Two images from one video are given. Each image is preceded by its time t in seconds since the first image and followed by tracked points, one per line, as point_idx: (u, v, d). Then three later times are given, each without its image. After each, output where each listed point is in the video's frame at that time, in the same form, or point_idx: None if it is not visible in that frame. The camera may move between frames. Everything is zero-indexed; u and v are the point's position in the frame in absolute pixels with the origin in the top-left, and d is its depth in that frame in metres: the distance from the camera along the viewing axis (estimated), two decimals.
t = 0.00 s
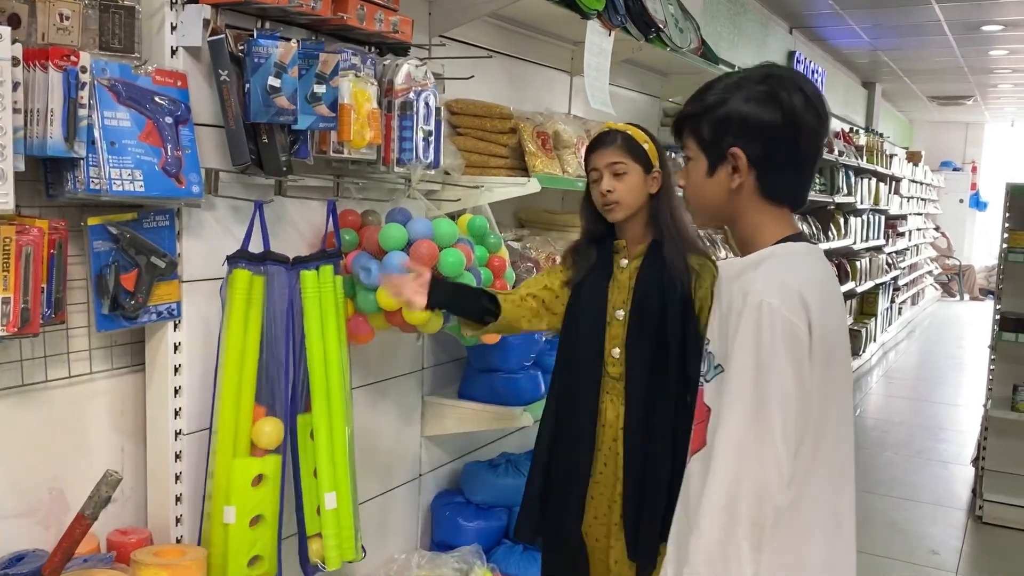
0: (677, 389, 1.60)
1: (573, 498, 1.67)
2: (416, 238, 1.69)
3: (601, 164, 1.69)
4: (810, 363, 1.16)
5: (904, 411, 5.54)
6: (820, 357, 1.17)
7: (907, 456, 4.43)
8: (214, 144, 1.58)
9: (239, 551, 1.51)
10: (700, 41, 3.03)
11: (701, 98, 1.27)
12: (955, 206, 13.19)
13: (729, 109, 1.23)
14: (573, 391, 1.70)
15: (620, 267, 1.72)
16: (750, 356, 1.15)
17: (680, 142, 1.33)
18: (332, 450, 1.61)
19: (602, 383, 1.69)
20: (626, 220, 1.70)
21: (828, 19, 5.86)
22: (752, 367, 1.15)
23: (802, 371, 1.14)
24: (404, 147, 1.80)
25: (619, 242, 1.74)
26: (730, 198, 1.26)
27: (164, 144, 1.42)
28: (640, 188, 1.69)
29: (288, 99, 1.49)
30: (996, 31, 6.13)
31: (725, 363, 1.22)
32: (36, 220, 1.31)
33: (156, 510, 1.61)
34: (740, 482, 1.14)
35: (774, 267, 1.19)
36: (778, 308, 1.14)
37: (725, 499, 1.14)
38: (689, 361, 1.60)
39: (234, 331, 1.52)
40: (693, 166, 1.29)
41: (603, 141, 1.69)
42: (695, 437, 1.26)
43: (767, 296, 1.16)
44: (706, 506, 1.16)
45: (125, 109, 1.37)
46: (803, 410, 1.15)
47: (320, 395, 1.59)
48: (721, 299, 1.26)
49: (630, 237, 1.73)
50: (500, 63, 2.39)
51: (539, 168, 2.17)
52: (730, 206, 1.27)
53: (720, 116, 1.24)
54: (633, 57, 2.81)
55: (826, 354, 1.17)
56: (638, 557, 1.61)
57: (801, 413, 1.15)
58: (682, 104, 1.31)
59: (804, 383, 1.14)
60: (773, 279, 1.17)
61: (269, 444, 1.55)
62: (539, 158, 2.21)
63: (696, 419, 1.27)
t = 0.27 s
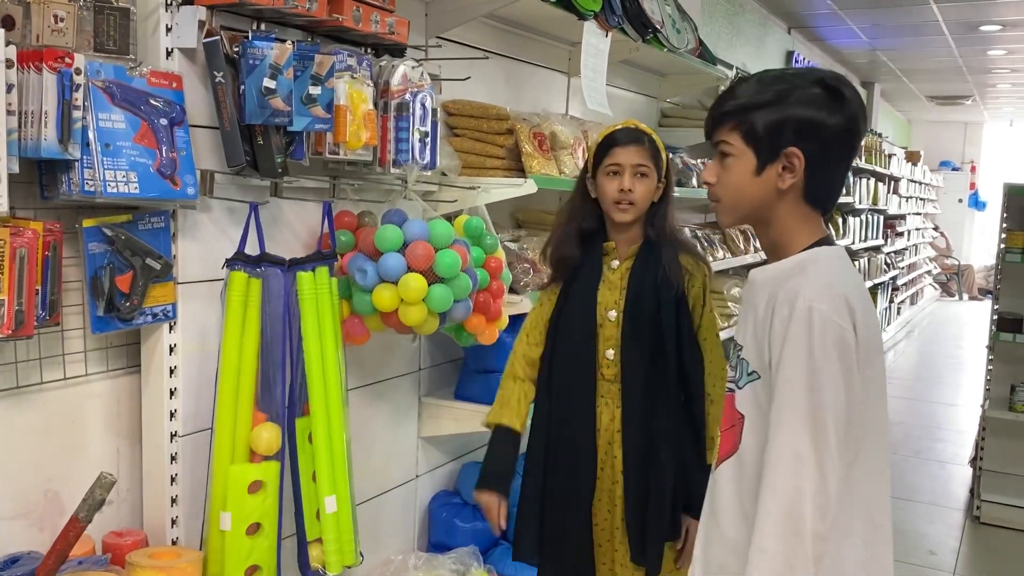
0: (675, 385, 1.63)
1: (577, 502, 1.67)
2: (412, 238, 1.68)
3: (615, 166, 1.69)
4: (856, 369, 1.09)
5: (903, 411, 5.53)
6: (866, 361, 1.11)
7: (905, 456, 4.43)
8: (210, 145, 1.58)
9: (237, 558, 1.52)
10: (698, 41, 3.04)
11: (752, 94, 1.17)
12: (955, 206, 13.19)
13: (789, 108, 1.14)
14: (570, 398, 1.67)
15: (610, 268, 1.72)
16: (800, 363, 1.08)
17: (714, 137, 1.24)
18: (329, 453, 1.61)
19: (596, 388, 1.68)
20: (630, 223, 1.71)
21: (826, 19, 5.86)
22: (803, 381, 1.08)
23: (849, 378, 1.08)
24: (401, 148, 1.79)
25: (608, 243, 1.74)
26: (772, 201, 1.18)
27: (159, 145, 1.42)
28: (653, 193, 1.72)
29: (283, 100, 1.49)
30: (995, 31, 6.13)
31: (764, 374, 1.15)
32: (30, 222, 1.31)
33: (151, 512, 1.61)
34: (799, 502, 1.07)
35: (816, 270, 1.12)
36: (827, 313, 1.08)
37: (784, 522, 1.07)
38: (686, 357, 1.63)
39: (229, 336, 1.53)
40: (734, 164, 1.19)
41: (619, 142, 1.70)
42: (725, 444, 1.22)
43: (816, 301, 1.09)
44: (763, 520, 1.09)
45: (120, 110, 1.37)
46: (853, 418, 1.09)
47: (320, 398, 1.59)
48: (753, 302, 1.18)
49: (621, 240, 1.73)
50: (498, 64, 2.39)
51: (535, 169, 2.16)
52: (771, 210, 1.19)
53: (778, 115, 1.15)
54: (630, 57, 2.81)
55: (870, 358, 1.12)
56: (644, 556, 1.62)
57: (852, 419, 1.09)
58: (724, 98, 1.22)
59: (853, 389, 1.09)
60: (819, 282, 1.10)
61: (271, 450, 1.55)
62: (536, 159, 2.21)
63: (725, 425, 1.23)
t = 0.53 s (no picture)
0: (671, 386, 1.63)
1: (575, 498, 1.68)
2: (407, 238, 1.68)
3: (608, 165, 1.69)
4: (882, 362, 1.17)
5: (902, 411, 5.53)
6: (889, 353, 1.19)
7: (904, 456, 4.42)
8: (204, 146, 1.58)
9: (259, 561, 1.52)
10: (695, 40, 3.04)
11: (782, 93, 1.21)
12: (954, 205, 13.19)
13: (823, 109, 1.20)
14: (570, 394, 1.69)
15: (602, 267, 1.73)
16: (840, 357, 1.13)
17: (738, 134, 1.27)
18: (325, 454, 1.62)
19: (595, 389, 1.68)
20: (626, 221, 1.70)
21: (824, 19, 5.86)
22: (839, 379, 1.13)
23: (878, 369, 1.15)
24: (396, 148, 1.79)
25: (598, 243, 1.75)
26: (799, 196, 1.24)
27: (153, 146, 1.42)
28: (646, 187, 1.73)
29: (278, 99, 1.49)
30: (993, 30, 6.14)
31: (790, 370, 1.20)
32: (23, 222, 1.31)
33: (146, 512, 1.60)
34: (833, 495, 1.13)
35: (845, 271, 1.17)
36: (864, 309, 1.14)
37: (822, 517, 1.13)
38: (682, 357, 1.63)
39: (233, 340, 1.52)
40: (763, 160, 1.24)
41: (610, 141, 1.69)
42: (734, 437, 1.27)
43: (856, 297, 1.14)
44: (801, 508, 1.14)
45: (114, 111, 1.37)
46: (879, 407, 1.16)
47: (316, 398, 1.60)
48: (777, 300, 1.22)
49: (612, 239, 1.74)
50: (494, 64, 2.39)
51: (532, 168, 2.15)
52: (795, 206, 1.25)
53: (812, 116, 1.20)
54: (627, 56, 2.81)
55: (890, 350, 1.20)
56: (643, 557, 1.63)
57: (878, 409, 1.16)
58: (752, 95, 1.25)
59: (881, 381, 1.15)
60: (854, 278, 1.16)
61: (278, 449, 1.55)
62: (532, 158, 2.19)
63: (735, 418, 1.28)
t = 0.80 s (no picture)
0: (658, 387, 1.61)
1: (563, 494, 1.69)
2: (403, 238, 1.68)
3: (597, 167, 1.67)
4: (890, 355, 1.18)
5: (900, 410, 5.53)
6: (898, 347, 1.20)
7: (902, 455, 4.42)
8: (200, 146, 1.58)
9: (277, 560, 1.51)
10: (692, 40, 3.04)
11: (786, 98, 1.22)
12: (953, 205, 13.19)
13: (828, 114, 1.21)
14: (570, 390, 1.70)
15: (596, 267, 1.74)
16: (852, 350, 1.14)
17: (744, 137, 1.27)
18: (320, 455, 1.63)
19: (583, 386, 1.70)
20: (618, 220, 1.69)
21: (822, 19, 5.86)
22: (853, 372, 1.14)
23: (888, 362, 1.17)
24: (392, 149, 1.79)
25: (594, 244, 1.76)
26: (805, 197, 1.25)
27: (148, 146, 1.42)
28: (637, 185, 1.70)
29: (273, 100, 1.49)
30: (991, 29, 6.14)
31: (805, 363, 1.21)
32: (17, 223, 1.31)
33: (143, 513, 1.60)
34: (847, 482, 1.15)
35: (857, 266, 1.18)
36: (876, 303, 1.15)
37: (834, 503, 1.15)
38: (670, 358, 1.60)
39: (237, 339, 1.50)
40: (771, 163, 1.24)
41: (596, 142, 1.68)
42: (747, 432, 1.29)
43: (868, 292, 1.15)
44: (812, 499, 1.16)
45: (109, 111, 1.37)
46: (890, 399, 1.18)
47: (311, 396, 1.61)
48: (788, 295, 1.24)
49: (606, 240, 1.74)
50: (491, 64, 2.39)
51: (529, 168, 2.16)
52: (800, 207, 1.25)
53: (818, 120, 1.21)
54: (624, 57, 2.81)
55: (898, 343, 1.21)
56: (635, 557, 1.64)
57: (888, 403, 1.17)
58: (759, 100, 1.24)
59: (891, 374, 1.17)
60: (865, 273, 1.18)
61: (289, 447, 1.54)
62: (529, 158, 2.20)
63: (747, 412, 1.29)
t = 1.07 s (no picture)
0: (651, 387, 1.61)
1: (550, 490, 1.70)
2: (401, 239, 1.68)
3: (594, 168, 1.65)
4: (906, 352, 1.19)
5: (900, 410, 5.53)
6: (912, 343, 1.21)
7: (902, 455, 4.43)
8: (198, 147, 1.58)
9: (276, 556, 1.55)
10: (690, 40, 3.04)
11: (795, 102, 1.22)
12: (952, 204, 13.20)
13: (838, 117, 1.22)
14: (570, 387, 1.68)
15: (595, 268, 1.73)
16: (874, 347, 1.14)
17: (755, 140, 1.26)
18: (315, 453, 1.63)
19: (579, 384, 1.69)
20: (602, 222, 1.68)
21: (821, 19, 5.86)
22: (875, 369, 1.14)
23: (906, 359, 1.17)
24: (390, 149, 1.79)
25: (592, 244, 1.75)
26: (817, 199, 1.25)
27: (147, 147, 1.42)
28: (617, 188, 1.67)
29: (270, 101, 1.49)
30: (989, 29, 6.15)
31: (829, 359, 1.21)
32: (15, 224, 1.31)
33: (142, 513, 1.61)
34: (867, 477, 1.15)
35: (875, 266, 1.19)
36: (898, 301, 1.15)
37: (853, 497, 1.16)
38: (661, 359, 1.61)
39: (235, 337, 1.49)
40: (785, 166, 1.23)
41: (581, 145, 1.67)
42: (768, 431, 1.29)
43: (891, 290, 1.15)
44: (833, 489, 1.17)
45: (107, 112, 1.37)
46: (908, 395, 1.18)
47: (303, 395, 1.60)
48: (809, 295, 1.23)
49: (604, 239, 1.73)
50: (490, 65, 2.39)
51: (527, 169, 2.16)
52: (811, 210, 1.25)
53: (829, 124, 1.22)
54: (622, 57, 2.81)
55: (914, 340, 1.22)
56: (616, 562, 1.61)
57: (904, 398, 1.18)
58: (770, 103, 1.24)
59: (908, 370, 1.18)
60: (884, 270, 1.18)
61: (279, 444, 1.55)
62: (528, 158, 2.20)
63: (767, 411, 1.29)
